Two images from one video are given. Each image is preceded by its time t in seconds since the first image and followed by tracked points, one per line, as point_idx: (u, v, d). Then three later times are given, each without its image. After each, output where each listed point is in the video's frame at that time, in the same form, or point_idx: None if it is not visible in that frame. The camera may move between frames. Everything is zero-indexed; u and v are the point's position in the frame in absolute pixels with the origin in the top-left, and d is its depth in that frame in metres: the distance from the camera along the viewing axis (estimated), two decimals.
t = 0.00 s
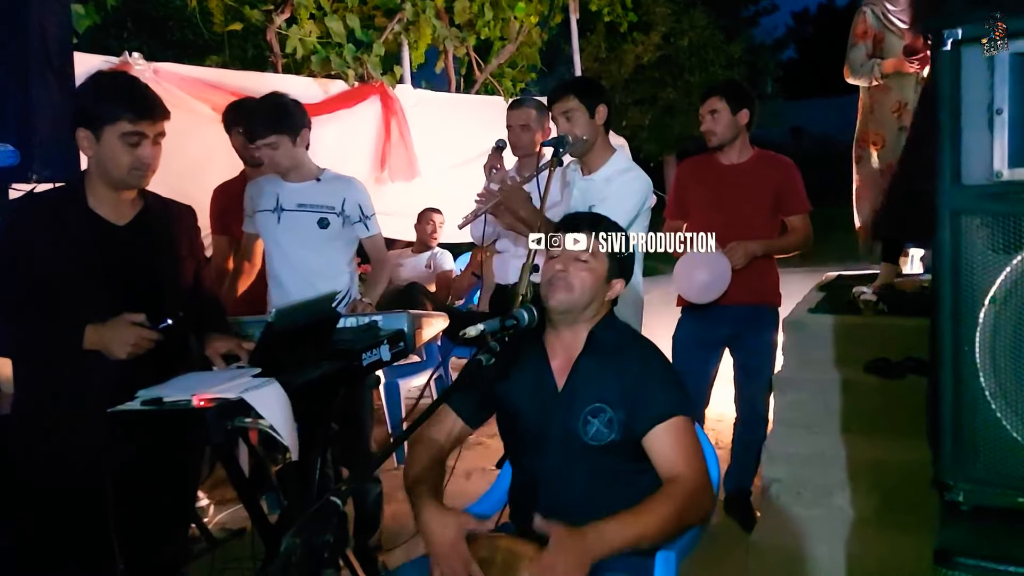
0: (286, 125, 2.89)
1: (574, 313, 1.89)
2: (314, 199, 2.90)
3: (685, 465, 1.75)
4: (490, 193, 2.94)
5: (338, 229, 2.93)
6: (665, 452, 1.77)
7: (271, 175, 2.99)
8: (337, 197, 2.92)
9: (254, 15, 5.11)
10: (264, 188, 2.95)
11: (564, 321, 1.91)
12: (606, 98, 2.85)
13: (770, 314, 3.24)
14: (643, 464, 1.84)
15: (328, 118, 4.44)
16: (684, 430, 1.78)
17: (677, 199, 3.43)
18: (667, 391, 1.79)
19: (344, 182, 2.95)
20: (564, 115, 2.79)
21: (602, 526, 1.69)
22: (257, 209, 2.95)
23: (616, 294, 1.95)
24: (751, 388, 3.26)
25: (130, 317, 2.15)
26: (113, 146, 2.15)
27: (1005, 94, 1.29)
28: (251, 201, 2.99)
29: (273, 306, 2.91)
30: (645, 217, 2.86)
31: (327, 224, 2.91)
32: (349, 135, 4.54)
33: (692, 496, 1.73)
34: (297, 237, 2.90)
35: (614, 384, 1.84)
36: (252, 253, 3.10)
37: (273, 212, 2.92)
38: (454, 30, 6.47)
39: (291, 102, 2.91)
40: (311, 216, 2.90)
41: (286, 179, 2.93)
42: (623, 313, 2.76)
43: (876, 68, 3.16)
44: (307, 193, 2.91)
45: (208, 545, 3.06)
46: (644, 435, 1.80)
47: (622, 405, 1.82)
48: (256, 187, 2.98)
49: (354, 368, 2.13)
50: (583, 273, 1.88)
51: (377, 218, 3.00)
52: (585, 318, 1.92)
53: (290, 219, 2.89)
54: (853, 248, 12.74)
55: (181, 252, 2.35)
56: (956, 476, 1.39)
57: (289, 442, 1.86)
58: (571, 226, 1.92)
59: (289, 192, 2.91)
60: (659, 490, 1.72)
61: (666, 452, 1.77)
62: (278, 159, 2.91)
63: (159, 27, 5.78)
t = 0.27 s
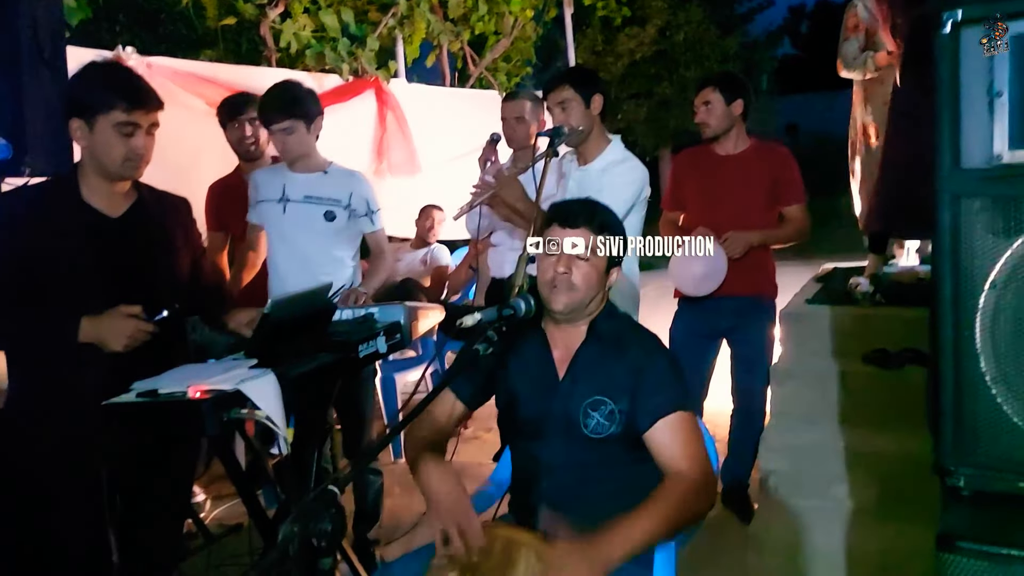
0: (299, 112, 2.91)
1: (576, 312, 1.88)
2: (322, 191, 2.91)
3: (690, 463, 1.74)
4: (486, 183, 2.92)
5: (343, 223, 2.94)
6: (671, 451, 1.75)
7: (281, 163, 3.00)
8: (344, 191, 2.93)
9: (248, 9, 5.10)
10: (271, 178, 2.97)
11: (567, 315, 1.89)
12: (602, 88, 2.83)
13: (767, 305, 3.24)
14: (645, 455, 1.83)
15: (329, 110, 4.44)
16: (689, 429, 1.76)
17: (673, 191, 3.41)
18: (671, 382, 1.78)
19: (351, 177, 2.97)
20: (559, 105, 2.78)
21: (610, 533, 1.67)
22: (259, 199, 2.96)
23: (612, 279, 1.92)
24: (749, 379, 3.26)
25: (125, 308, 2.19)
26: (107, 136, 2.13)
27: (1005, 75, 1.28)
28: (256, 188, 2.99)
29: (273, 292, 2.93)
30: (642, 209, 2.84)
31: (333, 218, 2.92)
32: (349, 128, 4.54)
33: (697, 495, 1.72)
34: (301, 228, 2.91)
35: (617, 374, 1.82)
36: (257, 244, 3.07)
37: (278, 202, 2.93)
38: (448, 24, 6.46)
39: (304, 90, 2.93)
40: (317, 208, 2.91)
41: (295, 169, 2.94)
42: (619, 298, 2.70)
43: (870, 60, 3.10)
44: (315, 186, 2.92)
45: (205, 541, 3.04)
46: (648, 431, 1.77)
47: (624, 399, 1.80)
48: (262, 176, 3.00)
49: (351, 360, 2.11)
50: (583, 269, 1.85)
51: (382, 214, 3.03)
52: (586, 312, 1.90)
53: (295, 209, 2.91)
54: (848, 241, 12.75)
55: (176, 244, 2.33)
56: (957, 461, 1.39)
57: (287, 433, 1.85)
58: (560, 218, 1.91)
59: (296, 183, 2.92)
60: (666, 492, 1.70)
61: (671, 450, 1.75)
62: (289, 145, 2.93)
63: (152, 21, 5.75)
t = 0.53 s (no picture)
0: (305, 105, 2.88)
1: (575, 305, 1.85)
2: (327, 186, 2.90)
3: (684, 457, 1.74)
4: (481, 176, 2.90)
5: (348, 218, 2.92)
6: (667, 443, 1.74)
7: (288, 155, 3.00)
8: (349, 185, 2.91)
9: (242, 4, 5.08)
10: (277, 172, 2.97)
11: (567, 313, 1.85)
12: (598, 80, 2.82)
13: (765, 298, 3.23)
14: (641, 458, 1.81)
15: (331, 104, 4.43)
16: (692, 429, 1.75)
17: (670, 184, 3.40)
18: (672, 387, 1.77)
19: (358, 171, 2.94)
20: (556, 96, 2.76)
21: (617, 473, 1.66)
22: (265, 192, 2.97)
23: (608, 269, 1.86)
24: (745, 372, 3.26)
25: (118, 301, 2.13)
26: (99, 130, 2.12)
27: (1005, 60, 1.27)
28: (260, 182, 3.00)
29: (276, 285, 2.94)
30: (637, 201, 2.84)
31: (338, 213, 2.91)
32: (351, 121, 4.53)
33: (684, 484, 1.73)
34: (307, 223, 2.90)
35: (619, 375, 1.81)
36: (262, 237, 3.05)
37: (283, 196, 2.94)
38: (443, 19, 6.44)
39: (311, 83, 2.90)
40: (322, 203, 2.90)
41: (300, 163, 2.93)
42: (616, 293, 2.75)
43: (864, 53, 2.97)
44: (320, 180, 2.91)
45: (201, 537, 3.03)
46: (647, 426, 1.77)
47: (628, 399, 1.79)
48: (267, 170, 3.00)
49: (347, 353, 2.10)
50: (578, 268, 1.81)
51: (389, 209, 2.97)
52: (588, 309, 1.87)
53: (300, 204, 2.90)
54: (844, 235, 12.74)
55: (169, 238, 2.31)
56: (957, 450, 1.38)
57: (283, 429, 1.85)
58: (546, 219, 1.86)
59: (301, 178, 2.92)
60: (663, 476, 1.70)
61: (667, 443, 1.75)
62: (297, 138, 2.90)
63: (146, 17, 5.73)
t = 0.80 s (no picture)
0: (310, 98, 2.84)
1: (556, 301, 1.85)
2: (329, 179, 2.88)
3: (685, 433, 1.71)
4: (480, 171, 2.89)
5: (349, 212, 2.91)
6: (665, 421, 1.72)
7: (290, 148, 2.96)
8: (351, 180, 2.90)
9: None
10: (278, 165, 2.92)
11: (553, 310, 1.86)
12: (597, 75, 2.80)
13: (764, 296, 3.21)
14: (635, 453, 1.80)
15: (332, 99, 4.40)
16: (687, 408, 1.73)
17: (670, 180, 3.38)
18: (664, 381, 1.75)
19: (359, 166, 2.94)
20: (555, 91, 2.74)
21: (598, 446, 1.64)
22: (267, 186, 2.92)
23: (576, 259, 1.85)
24: (744, 370, 3.25)
25: (113, 292, 2.11)
26: (94, 123, 2.09)
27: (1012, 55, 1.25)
28: (263, 176, 2.94)
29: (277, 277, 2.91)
30: (636, 197, 2.83)
31: (339, 207, 2.90)
32: (351, 116, 4.50)
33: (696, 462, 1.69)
34: (309, 217, 2.88)
35: (609, 369, 1.80)
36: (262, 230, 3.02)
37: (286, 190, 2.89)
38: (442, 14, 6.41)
39: (316, 76, 2.88)
40: (324, 196, 2.88)
41: (304, 157, 2.89)
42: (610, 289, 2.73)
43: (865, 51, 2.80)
44: (323, 174, 2.89)
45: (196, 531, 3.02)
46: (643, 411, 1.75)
47: (619, 394, 1.78)
48: (269, 163, 2.94)
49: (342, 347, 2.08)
50: (546, 263, 1.83)
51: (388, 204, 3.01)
52: (573, 302, 1.86)
53: (302, 198, 2.87)
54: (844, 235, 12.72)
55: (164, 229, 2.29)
56: (957, 447, 1.37)
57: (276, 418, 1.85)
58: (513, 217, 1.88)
59: (304, 171, 2.88)
60: (664, 451, 1.66)
61: (664, 422, 1.72)
62: (302, 132, 2.87)
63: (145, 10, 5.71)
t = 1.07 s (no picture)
0: (318, 94, 2.82)
1: (553, 305, 1.84)
2: (335, 177, 2.87)
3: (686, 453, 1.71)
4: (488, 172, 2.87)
5: (352, 210, 2.88)
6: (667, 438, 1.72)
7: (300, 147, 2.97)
8: (356, 178, 2.88)
9: None
10: (287, 162, 2.94)
11: (552, 314, 1.85)
12: (608, 76, 2.79)
13: (770, 301, 3.19)
14: (633, 460, 1.80)
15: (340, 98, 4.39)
16: (688, 425, 1.73)
17: (679, 184, 3.36)
18: (658, 385, 1.74)
19: (367, 164, 2.90)
20: (566, 92, 2.75)
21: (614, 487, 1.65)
22: (277, 183, 2.95)
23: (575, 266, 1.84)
24: (750, 376, 3.23)
25: (118, 288, 2.08)
26: (103, 115, 2.10)
27: None
28: (273, 173, 2.97)
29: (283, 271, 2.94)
30: (644, 200, 2.82)
31: (342, 205, 2.87)
32: (360, 115, 4.50)
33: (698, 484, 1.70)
34: (314, 215, 2.88)
35: (604, 373, 1.80)
36: (271, 229, 3.03)
37: (293, 187, 2.91)
38: (454, 15, 6.40)
39: (324, 72, 2.85)
40: (328, 194, 2.87)
41: (312, 154, 2.89)
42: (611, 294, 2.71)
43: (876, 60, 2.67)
44: (328, 171, 2.88)
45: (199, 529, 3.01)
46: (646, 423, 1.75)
47: (612, 399, 1.78)
48: (279, 161, 2.97)
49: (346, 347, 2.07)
50: (545, 267, 1.81)
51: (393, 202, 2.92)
52: (571, 306, 1.86)
53: (309, 195, 2.88)
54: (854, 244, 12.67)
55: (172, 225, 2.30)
56: (968, 458, 1.35)
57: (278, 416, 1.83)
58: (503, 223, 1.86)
59: (311, 168, 2.89)
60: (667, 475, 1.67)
61: (667, 439, 1.72)
62: (310, 128, 2.85)
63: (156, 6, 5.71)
